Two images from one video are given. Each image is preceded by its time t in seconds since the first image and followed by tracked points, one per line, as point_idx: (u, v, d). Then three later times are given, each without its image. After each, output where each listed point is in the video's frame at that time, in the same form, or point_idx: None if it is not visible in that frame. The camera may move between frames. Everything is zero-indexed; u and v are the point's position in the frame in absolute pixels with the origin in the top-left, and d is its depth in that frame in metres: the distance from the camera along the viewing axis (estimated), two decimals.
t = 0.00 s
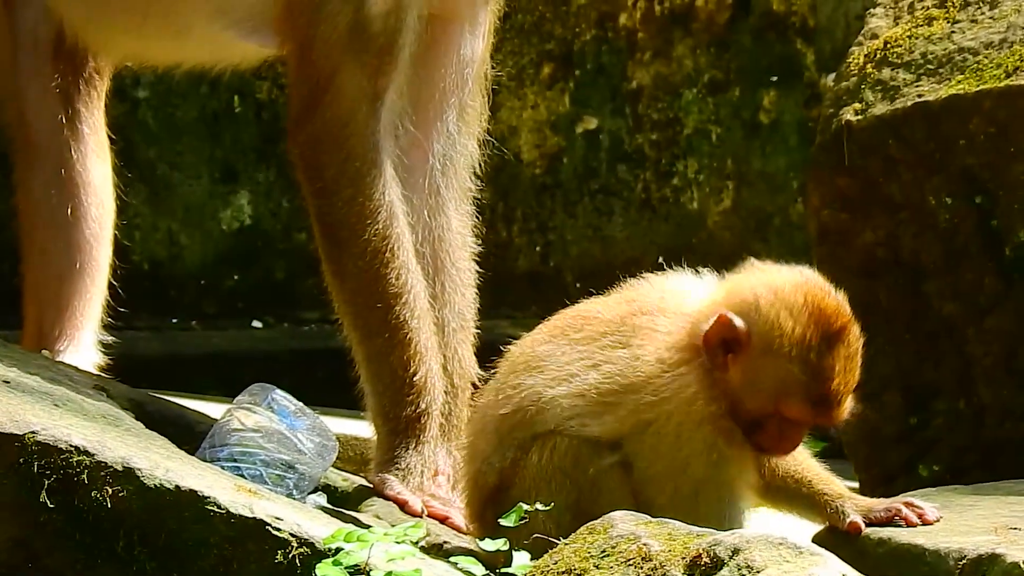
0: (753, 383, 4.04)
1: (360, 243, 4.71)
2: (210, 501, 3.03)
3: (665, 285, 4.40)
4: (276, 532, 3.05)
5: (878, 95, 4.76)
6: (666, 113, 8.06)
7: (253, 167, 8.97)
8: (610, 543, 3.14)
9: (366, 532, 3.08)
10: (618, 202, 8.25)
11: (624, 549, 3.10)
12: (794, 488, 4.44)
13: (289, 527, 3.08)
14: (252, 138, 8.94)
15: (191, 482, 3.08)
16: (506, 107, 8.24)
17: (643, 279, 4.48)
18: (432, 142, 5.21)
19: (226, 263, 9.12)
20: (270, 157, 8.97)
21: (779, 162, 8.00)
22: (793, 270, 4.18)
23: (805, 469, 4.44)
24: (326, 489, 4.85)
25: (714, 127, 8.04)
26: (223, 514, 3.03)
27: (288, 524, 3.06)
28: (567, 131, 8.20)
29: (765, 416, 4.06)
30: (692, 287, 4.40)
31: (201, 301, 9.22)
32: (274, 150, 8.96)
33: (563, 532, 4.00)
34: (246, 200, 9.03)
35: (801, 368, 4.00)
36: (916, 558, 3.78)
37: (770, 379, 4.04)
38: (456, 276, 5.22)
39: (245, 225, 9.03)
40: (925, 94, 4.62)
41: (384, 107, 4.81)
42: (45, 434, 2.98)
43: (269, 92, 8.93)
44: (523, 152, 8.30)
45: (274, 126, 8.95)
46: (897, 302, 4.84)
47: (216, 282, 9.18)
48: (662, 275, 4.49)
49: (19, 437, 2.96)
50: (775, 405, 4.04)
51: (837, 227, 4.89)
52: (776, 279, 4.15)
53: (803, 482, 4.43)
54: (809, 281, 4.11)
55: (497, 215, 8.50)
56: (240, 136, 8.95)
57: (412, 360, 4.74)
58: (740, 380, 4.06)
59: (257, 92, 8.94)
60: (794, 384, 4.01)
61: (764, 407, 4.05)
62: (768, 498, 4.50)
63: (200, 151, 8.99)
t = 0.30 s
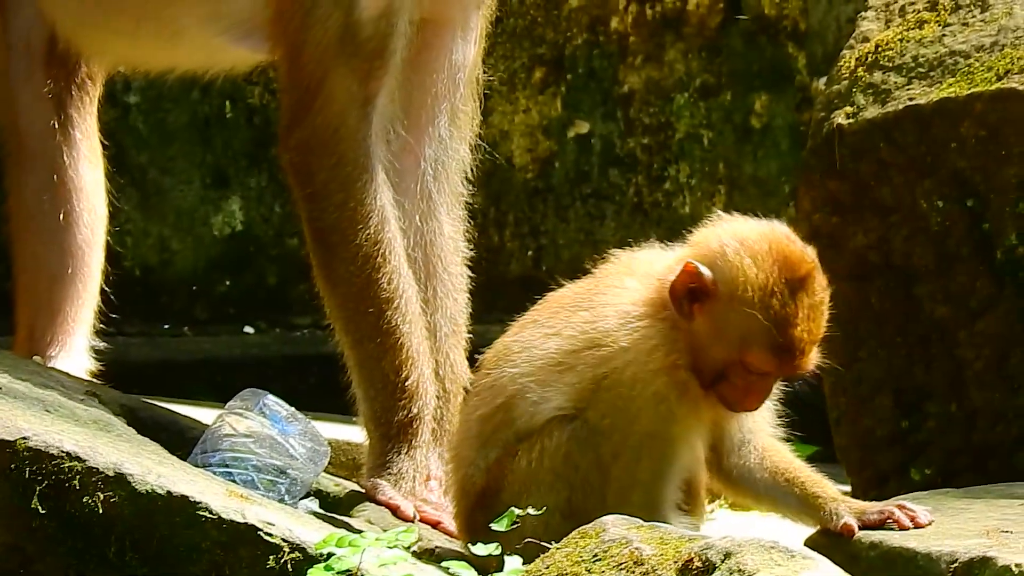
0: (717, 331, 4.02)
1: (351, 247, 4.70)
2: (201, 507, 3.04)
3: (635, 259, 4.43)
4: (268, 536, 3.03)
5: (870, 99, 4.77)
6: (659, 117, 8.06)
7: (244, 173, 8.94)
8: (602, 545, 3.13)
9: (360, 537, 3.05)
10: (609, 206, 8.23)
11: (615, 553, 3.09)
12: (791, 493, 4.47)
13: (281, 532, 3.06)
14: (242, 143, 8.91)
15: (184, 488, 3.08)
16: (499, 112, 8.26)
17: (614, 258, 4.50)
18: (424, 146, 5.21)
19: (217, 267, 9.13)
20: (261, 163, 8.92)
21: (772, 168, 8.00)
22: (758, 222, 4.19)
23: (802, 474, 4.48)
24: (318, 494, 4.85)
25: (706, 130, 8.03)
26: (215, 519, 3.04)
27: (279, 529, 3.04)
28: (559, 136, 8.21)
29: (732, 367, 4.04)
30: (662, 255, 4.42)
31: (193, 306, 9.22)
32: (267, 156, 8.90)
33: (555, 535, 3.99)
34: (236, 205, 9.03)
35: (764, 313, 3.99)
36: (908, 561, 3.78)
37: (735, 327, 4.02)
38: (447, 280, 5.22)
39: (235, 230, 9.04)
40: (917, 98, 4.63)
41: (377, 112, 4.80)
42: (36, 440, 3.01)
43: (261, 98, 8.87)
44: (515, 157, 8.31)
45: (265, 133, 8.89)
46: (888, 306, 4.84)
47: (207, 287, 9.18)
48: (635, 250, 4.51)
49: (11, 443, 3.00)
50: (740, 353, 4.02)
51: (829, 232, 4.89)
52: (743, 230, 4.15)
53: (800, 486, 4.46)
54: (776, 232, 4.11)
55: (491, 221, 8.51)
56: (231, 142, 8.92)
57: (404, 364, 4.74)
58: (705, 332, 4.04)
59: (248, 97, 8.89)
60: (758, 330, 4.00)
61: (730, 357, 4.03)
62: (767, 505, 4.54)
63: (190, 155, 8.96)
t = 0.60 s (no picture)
0: (688, 322, 4.08)
1: (335, 251, 4.70)
2: (185, 511, 3.07)
3: (596, 254, 4.47)
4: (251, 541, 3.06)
5: (853, 103, 4.76)
6: (642, 121, 8.07)
7: (226, 177, 8.94)
8: (586, 549, 3.12)
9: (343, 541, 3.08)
10: (592, 210, 8.25)
11: (599, 556, 3.08)
12: (775, 494, 4.46)
13: (265, 535, 3.10)
14: (227, 146, 8.92)
15: (168, 492, 3.11)
16: (482, 117, 8.37)
17: (578, 252, 4.54)
18: (408, 151, 5.22)
19: (202, 272, 9.15)
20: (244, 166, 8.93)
21: (755, 170, 7.89)
22: (727, 215, 4.25)
23: (786, 476, 4.47)
24: (302, 498, 4.85)
25: (689, 134, 7.99)
26: (199, 524, 3.07)
27: (263, 533, 3.08)
28: (540, 141, 8.28)
29: (702, 359, 4.10)
30: (627, 248, 4.46)
31: (176, 310, 9.24)
32: (252, 160, 8.90)
33: (537, 541, 3.99)
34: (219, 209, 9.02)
35: (735, 305, 4.05)
36: (891, 565, 3.78)
37: (706, 319, 4.08)
38: (431, 284, 5.22)
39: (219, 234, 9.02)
40: (900, 102, 4.62)
41: (361, 116, 4.80)
42: (21, 446, 3.08)
43: (243, 103, 8.88)
44: (498, 161, 8.39)
45: (247, 138, 8.89)
46: (871, 310, 4.84)
47: (191, 291, 9.21)
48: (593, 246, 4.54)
49: None
50: (711, 345, 4.08)
51: (813, 237, 4.87)
52: (713, 221, 4.22)
53: (784, 489, 4.46)
54: (747, 224, 4.19)
55: (473, 226, 8.57)
56: (216, 144, 8.93)
57: (388, 368, 4.74)
58: (676, 324, 4.09)
59: (231, 102, 8.90)
60: (729, 322, 4.06)
61: (701, 348, 4.10)
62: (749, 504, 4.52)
63: (174, 159, 8.98)
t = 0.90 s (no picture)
0: (666, 321, 4.09)
1: (321, 251, 4.70)
2: (170, 510, 3.03)
3: (574, 251, 4.48)
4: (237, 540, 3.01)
5: (839, 103, 4.75)
6: (628, 121, 8.12)
7: (211, 177, 9.00)
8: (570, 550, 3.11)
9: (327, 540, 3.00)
10: (578, 210, 8.27)
11: (584, 557, 3.07)
12: (761, 494, 4.46)
13: (250, 535, 3.03)
14: (213, 146, 8.98)
15: (151, 492, 3.08)
16: (467, 116, 8.39)
17: (559, 249, 4.56)
18: (393, 151, 5.22)
19: (188, 271, 9.20)
20: (228, 167, 9.00)
21: (740, 171, 7.99)
22: (707, 214, 4.25)
23: (771, 476, 4.47)
24: (286, 498, 4.84)
25: (675, 135, 8.07)
26: (184, 524, 3.02)
27: (248, 533, 3.02)
28: (529, 141, 8.30)
29: (680, 358, 4.10)
30: (607, 246, 4.47)
31: (161, 312, 9.30)
32: (237, 161, 8.97)
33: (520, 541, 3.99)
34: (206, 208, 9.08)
35: (714, 304, 4.05)
36: (875, 566, 3.78)
37: (685, 318, 4.08)
38: (417, 285, 5.23)
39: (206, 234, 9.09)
40: (886, 103, 4.62)
41: (346, 116, 4.80)
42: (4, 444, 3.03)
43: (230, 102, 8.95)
44: (484, 161, 8.40)
45: (234, 138, 8.96)
46: (857, 312, 4.84)
47: (176, 291, 9.24)
48: (571, 243, 4.55)
49: None
50: (689, 344, 4.08)
51: (800, 238, 4.87)
52: (693, 220, 4.23)
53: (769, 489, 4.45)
54: (727, 223, 4.19)
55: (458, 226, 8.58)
56: (201, 146, 8.99)
57: (373, 368, 4.74)
58: (654, 323, 4.10)
59: (217, 101, 8.95)
60: (708, 322, 4.06)
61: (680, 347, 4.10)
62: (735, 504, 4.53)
63: (159, 160, 9.04)
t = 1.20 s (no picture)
0: (651, 319, 4.09)
1: (305, 249, 4.69)
2: (156, 507, 3.03)
3: (558, 248, 4.48)
4: (222, 537, 3.03)
5: (825, 101, 4.75)
6: (613, 118, 8.27)
7: (193, 175, 9.22)
8: (554, 548, 3.06)
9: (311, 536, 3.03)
10: (563, 207, 8.47)
11: (568, 555, 3.02)
12: (745, 492, 4.46)
13: (234, 532, 3.06)
14: (198, 142, 9.19)
15: (135, 487, 3.07)
16: (453, 113, 8.56)
17: (543, 246, 4.55)
18: (379, 149, 5.23)
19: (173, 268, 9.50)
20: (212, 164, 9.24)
21: (725, 169, 8.12)
22: (693, 213, 4.26)
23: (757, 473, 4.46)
24: (271, 494, 4.84)
25: (661, 132, 8.21)
26: (169, 519, 3.02)
27: (233, 530, 3.04)
28: (512, 138, 8.49)
29: (665, 356, 4.11)
30: (592, 243, 4.47)
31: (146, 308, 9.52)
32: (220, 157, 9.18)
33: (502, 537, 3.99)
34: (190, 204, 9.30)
35: (699, 303, 4.05)
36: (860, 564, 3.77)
37: (670, 316, 4.09)
38: (403, 282, 5.23)
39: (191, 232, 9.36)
40: (871, 101, 4.61)
41: (331, 113, 4.80)
42: None
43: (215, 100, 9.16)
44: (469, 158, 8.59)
45: (218, 134, 9.16)
46: (843, 311, 4.83)
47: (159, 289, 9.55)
48: (555, 240, 4.55)
49: None
50: (674, 343, 4.09)
51: (784, 235, 4.87)
52: (680, 219, 4.23)
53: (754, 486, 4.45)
54: (713, 222, 4.20)
55: (443, 224, 8.79)
56: (183, 141, 9.22)
57: (358, 365, 4.75)
58: (640, 320, 4.11)
59: (202, 97, 9.17)
60: (694, 322, 4.07)
61: (665, 345, 4.10)
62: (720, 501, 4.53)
63: (144, 155, 9.30)
